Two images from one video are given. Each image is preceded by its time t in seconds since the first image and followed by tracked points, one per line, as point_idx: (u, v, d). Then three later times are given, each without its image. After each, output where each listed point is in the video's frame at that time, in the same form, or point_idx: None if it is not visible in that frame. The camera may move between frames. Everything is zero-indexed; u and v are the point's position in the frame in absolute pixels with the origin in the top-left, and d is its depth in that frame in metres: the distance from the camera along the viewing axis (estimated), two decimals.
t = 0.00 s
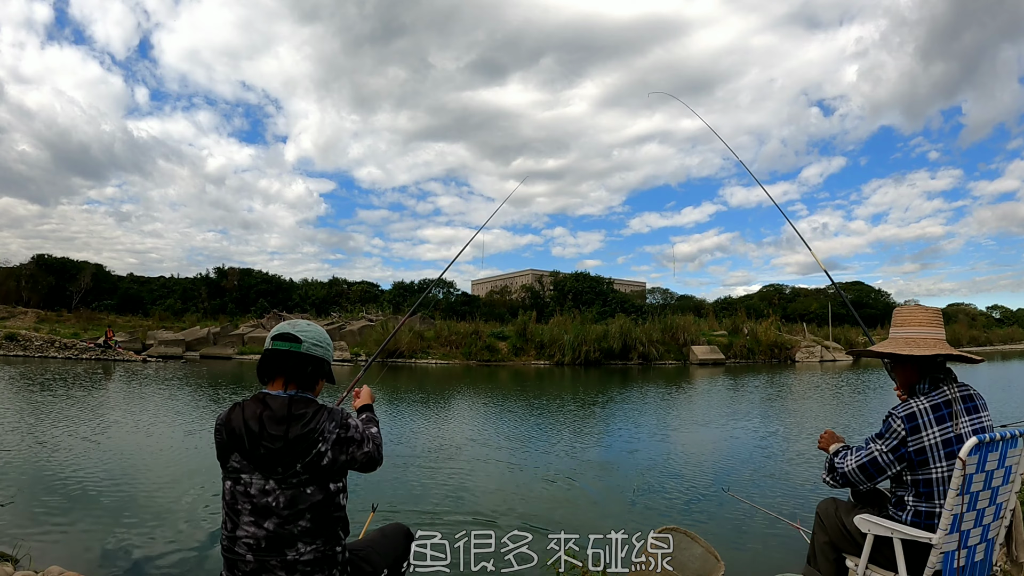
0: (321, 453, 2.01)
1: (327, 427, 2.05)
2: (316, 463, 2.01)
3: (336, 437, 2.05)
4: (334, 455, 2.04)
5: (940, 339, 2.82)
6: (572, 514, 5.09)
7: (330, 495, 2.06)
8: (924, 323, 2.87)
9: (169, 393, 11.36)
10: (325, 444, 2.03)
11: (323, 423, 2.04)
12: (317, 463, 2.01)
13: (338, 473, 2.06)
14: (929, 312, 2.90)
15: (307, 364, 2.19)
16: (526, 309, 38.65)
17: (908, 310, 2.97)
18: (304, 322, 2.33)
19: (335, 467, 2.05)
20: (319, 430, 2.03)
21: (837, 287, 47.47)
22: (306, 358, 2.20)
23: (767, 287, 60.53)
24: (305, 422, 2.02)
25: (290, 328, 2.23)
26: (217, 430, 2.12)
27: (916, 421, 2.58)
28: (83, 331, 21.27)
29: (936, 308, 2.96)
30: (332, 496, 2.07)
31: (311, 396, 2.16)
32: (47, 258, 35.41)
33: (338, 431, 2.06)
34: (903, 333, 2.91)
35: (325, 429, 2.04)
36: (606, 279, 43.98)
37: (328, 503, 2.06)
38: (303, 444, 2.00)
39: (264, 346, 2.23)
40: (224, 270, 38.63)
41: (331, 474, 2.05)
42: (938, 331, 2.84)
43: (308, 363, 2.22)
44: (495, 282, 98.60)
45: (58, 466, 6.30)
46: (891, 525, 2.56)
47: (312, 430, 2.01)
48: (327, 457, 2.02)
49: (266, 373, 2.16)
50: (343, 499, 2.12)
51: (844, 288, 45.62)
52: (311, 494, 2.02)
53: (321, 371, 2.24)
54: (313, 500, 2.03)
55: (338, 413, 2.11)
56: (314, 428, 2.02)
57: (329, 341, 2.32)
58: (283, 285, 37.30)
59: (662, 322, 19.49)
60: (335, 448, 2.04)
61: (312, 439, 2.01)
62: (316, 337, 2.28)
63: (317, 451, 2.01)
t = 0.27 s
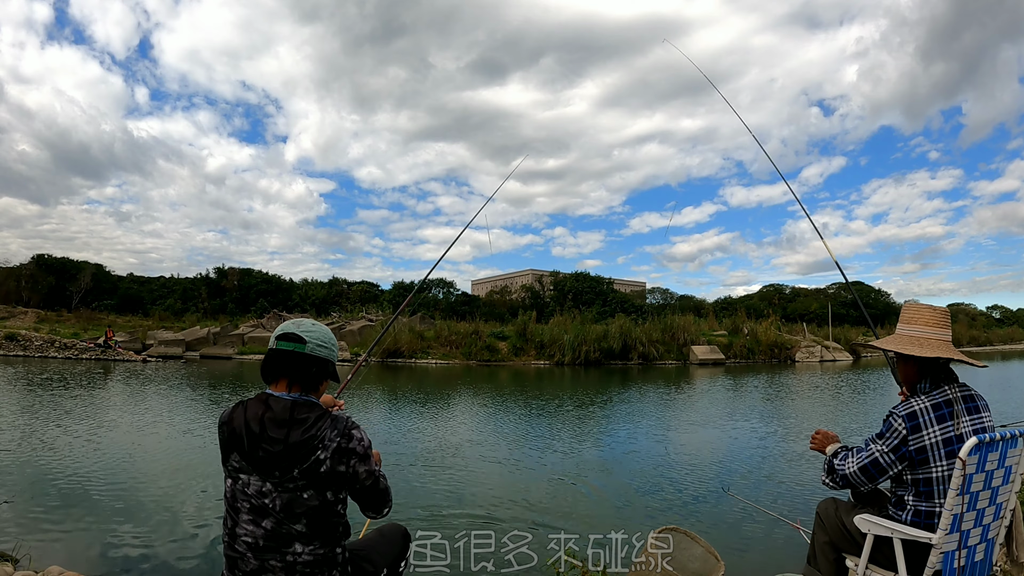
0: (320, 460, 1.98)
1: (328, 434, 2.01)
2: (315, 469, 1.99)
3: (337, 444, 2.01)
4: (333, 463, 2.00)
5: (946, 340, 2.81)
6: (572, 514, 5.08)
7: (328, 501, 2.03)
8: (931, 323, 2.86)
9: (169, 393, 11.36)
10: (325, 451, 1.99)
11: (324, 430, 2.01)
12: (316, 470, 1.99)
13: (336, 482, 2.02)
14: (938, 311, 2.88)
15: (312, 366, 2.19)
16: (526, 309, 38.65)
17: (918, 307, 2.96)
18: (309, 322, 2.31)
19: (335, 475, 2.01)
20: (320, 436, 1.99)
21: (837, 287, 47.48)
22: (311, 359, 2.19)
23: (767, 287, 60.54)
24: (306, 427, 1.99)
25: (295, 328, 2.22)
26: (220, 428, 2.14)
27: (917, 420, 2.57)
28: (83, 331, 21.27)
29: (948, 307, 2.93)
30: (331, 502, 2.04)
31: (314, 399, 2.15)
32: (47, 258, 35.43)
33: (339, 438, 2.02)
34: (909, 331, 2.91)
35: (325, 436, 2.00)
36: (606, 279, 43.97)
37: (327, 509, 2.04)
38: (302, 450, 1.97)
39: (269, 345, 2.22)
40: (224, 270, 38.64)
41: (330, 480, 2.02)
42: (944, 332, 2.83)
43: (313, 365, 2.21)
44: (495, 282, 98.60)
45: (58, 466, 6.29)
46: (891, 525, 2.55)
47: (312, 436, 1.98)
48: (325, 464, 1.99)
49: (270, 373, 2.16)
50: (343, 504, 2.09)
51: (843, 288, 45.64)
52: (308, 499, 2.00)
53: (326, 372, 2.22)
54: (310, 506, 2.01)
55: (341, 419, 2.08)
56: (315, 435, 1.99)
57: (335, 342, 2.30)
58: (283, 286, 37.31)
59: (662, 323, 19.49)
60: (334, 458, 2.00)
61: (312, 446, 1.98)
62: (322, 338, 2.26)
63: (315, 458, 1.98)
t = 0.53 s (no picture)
0: (321, 465, 1.98)
1: (332, 439, 2.01)
2: (316, 474, 1.98)
3: (339, 451, 2.01)
4: (334, 470, 1.99)
5: (950, 342, 2.80)
6: (572, 514, 5.08)
7: (329, 506, 2.03)
8: (935, 324, 2.85)
9: (169, 393, 11.36)
10: (327, 457, 1.99)
11: (328, 436, 2.00)
12: (317, 474, 1.98)
13: (337, 488, 2.02)
14: (944, 311, 2.86)
15: (318, 368, 2.19)
16: (526, 309, 38.65)
17: (924, 307, 2.95)
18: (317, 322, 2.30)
19: (336, 481, 2.00)
20: (323, 442, 1.99)
21: (837, 287, 47.47)
22: (317, 361, 2.18)
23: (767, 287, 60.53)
24: (310, 431, 1.99)
25: (301, 329, 2.21)
26: (223, 425, 2.14)
27: (919, 418, 2.57)
28: (83, 331, 21.27)
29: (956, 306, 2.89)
30: (331, 507, 2.04)
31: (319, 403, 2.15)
32: (47, 258, 35.46)
33: (342, 445, 2.02)
34: (913, 330, 2.90)
35: (329, 442, 1.99)
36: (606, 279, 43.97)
37: (326, 513, 2.03)
38: (305, 454, 1.97)
39: (275, 345, 2.21)
40: (224, 270, 38.65)
41: (330, 486, 2.01)
42: (949, 333, 2.81)
43: (318, 367, 2.21)
44: (495, 282, 98.61)
45: (58, 466, 6.29)
46: (892, 525, 2.55)
47: (316, 441, 1.98)
48: (326, 470, 1.98)
49: (276, 374, 2.17)
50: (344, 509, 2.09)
51: (843, 288, 45.63)
52: (308, 503, 2.00)
53: (331, 375, 2.22)
54: (309, 510, 2.01)
55: (345, 425, 2.07)
56: (318, 440, 1.98)
57: (341, 344, 2.30)
58: (283, 286, 37.31)
59: (662, 323, 19.50)
60: (336, 464, 2.00)
61: (314, 450, 1.98)
62: (328, 339, 2.26)
63: (317, 463, 1.98)
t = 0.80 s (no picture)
0: (321, 465, 1.98)
1: (332, 440, 2.00)
2: (316, 474, 1.98)
3: (339, 451, 2.00)
4: (334, 471, 1.99)
5: (950, 344, 2.79)
6: (573, 513, 5.08)
7: (329, 506, 2.02)
8: (935, 324, 2.84)
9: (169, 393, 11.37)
10: (327, 458, 1.99)
11: (328, 436, 2.00)
12: (317, 475, 1.98)
13: (337, 488, 2.01)
14: (945, 312, 2.84)
15: (317, 368, 2.19)
16: (526, 309, 38.65)
17: (927, 307, 2.94)
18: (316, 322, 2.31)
19: (336, 482, 2.00)
20: (323, 443, 1.99)
21: (837, 287, 47.48)
22: (315, 361, 2.18)
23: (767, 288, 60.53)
24: (310, 431, 1.99)
25: (300, 328, 2.22)
26: (223, 426, 2.14)
27: (915, 416, 2.59)
28: (83, 331, 21.27)
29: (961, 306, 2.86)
30: (331, 506, 2.04)
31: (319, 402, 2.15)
32: (47, 258, 35.48)
33: (342, 446, 2.02)
34: (915, 330, 2.91)
35: (329, 442, 1.99)
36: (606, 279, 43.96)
37: (327, 513, 2.03)
38: (305, 454, 1.97)
39: (274, 346, 2.21)
40: (224, 270, 38.65)
41: (330, 486, 2.01)
42: (950, 335, 2.80)
43: (318, 368, 2.21)
44: (495, 282, 98.60)
45: (58, 466, 6.29)
46: (891, 525, 2.55)
47: (316, 442, 1.98)
48: (326, 471, 1.98)
49: (275, 374, 2.16)
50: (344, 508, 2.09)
51: (843, 288, 45.65)
52: (307, 503, 2.00)
53: (330, 375, 2.22)
54: (309, 510, 2.00)
55: (346, 425, 2.07)
56: (318, 440, 1.98)
57: (340, 345, 2.30)
58: (283, 286, 37.32)
59: (662, 323, 19.50)
60: (337, 465, 1.99)
61: (314, 450, 1.98)
62: (327, 340, 2.26)
63: (317, 463, 1.98)
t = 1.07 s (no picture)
0: (322, 466, 1.98)
1: (332, 440, 2.00)
2: (316, 474, 1.98)
3: (340, 451, 2.01)
4: (335, 471, 1.99)
5: (953, 345, 2.78)
6: (573, 513, 5.08)
7: (329, 506, 2.02)
8: (939, 325, 2.84)
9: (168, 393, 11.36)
10: (327, 458, 1.99)
11: (328, 437, 2.00)
12: (317, 475, 1.98)
13: (337, 488, 2.01)
14: (949, 314, 2.83)
15: (317, 368, 2.19)
16: (526, 309, 38.66)
17: (931, 308, 2.94)
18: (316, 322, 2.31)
19: (336, 482, 2.00)
20: (323, 443, 1.98)
21: (837, 287, 47.50)
22: (315, 361, 2.18)
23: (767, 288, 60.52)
24: (310, 432, 1.99)
25: (299, 328, 2.22)
26: (223, 427, 2.13)
27: (911, 414, 2.61)
28: (83, 331, 21.27)
29: (966, 308, 2.84)
30: (331, 507, 2.04)
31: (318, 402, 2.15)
32: (47, 258, 35.50)
33: (342, 446, 2.02)
34: (919, 330, 2.91)
35: (329, 443, 1.99)
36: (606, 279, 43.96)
37: (327, 513, 2.03)
38: (305, 455, 1.96)
39: (273, 345, 2.21)
40: (224, 270, 38.67)
41: (330, 486, 2.00)
42: (954, 337, 2.79)
43: (317, 367, 2.22)
44: (495, 281, 98.59)
45: (58, 466, 6.29)
46: (891, 525, 2.55)
47: (316, 442, 1.98)
48: (327, 471, 1.98)
49: (274, 374, 2.16)
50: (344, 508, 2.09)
51: (843, 288, 45.65)
52: (308, 503, 2.00)
53: (330, 375, 2.23)
54: (310, 510, 2.00)
55: (346, 425, 2.07)
56: (319, 441, 1.98)
57: (340, 344, 2.30)
58: (283, 286, 37.33)
59: (662, 322, 19.50)
60: (337, 465, 1.99)
61: (314, 451, 1.97)
62: (327, 339, 2.26)
63: (318, 464, 1.97)
